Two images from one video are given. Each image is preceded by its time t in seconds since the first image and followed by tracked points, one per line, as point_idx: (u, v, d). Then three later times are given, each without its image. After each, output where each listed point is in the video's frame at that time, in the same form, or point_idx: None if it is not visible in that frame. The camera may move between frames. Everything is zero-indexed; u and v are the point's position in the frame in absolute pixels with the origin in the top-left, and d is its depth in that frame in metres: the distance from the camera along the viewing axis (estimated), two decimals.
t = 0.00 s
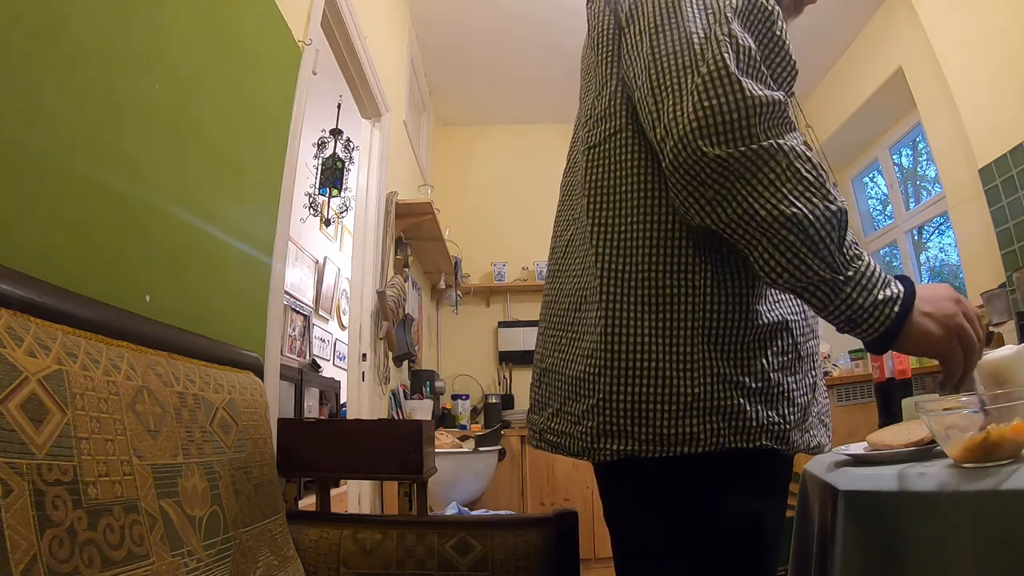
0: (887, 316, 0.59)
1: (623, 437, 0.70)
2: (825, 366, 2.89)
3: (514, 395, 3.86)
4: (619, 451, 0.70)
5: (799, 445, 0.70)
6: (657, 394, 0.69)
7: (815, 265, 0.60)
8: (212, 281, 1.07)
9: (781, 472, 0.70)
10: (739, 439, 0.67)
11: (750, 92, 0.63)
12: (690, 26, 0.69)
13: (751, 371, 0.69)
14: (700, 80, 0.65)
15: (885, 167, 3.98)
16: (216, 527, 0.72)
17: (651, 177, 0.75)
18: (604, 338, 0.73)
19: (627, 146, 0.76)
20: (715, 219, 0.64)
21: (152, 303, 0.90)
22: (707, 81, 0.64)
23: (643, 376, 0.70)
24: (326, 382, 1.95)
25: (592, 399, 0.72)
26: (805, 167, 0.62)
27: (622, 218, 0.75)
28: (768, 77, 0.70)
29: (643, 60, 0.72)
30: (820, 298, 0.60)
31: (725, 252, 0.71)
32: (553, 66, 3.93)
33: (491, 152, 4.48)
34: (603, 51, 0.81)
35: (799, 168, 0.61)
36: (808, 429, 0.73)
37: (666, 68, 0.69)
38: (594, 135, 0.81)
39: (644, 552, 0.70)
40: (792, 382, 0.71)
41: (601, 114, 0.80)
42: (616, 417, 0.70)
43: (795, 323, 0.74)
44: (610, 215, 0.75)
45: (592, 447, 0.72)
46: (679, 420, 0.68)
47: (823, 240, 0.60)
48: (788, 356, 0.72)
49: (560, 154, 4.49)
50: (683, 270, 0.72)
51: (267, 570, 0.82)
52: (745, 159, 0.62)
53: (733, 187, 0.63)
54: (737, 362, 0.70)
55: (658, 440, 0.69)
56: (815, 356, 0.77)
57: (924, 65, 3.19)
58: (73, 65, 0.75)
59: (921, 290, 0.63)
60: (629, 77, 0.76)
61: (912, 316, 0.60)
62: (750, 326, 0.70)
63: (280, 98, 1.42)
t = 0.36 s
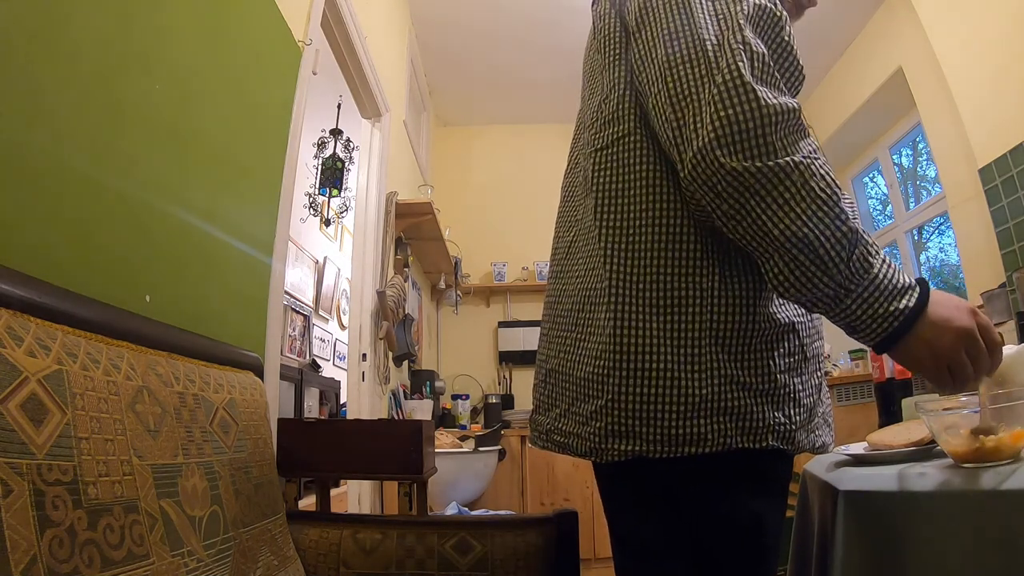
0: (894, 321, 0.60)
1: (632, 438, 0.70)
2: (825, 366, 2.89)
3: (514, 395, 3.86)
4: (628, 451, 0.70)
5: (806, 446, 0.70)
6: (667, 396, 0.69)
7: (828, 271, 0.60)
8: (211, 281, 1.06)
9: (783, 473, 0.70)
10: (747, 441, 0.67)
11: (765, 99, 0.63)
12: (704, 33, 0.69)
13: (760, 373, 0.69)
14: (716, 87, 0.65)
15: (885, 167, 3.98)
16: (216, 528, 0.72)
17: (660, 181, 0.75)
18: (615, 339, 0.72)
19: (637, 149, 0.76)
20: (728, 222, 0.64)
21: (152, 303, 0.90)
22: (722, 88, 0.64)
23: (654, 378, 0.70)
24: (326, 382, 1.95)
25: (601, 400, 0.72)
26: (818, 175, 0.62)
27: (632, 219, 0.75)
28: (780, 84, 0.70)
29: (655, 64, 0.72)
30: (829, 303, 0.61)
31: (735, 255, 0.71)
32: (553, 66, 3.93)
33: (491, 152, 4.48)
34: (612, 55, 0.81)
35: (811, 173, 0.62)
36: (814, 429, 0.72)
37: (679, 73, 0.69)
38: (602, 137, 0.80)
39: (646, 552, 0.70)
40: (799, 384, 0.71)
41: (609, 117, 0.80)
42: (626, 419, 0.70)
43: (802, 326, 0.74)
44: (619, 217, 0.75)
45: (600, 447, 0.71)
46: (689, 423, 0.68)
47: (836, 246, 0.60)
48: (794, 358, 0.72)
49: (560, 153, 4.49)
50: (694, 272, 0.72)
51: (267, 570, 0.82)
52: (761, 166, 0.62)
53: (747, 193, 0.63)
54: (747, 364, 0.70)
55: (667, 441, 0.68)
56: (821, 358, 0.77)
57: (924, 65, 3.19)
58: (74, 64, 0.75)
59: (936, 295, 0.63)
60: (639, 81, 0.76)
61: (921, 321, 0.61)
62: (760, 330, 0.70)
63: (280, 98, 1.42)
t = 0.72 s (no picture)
0: (887, 308, 0.60)
1: (630, 437, 0.70)
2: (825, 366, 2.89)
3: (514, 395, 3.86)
4: (626, 450, 0.70)
5: (802, 445, 0.70)
6: (665, 394, 0.69)
7: (824, 266, 0.60)
8: (211, 280, 1.07)
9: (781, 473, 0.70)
10: (744, 439, 0.67)
11: (760, 96, 0.63)
12: (700, 31, 0.70)
13: (757, 371, 0.70)
14: (711, 85, 0.65)
15: (885, 167, 3.97)
16: (215, 528, 0.72)
17: (657, 181, 0.75)
18: (613, 338, 0.72)
19: (633, 149, 0.77)
20: (724, 220, 0.64)
21: (153, 303, 0.90)
22: (717, 86, 0.65)
23: (650, 376, 0.70)
24: (326, 382, 1.95)
25: (599, 399, 0.72)
26: (813, 172, 0.62)
27: (630, 218, 0.75)
28: (775, 82, 0.70)
29: (651, 63, 0.72)
30: (823, 295, 0.61)
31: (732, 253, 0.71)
32: (553, 66, 3.93)
33: (490, 152, 4.48)
34: (611, 54, 0.81)
35: (806, 171, 0.62)
36: (810, 429, 0.73)
37: (674, 72, 0.69)
38: (600, 136, 0.80)
39: (647, 551, 0.70)
40: (796, 382, 0.71)
41: (608, 115, 0.80)
42: (623, 418, 0.70)
43: (799, 323, 0.74)
44: (617, 216, 0.75)
45: (598, 446, 0.71)
46: (686, 421, 0.68)
47: (831, 242, 0.60)
48: (792, 356, 0.72)
49: (560, 153, 4.49)
50: (691, 270, 0.72)
51: (268, 570, 0.82)
52: (756, 162, 0.62)
53: (743, 190, 0.63)
54: (744, 362, 0.70)
55: (665, 439, 0.68)
56: (818, 357, 0.77)
57: (924, 65, 3.19)
58: (74, 64, 0.75)
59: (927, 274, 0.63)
60: (637, 79, 0.76)
61: (914, 307, 0.61)
62: (757, 329, 0.70)
63: (280, 98, 1.42)
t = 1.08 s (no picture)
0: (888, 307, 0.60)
1: (628, 436, 0.70)
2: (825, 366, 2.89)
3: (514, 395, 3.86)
4: (624, 450, 0.70)
5: (801, 445, 0.70)
6: (662, 393, 0.69)
7: (820, 265, 0.60)
8: (211, 280, 1.07)
9: (781, 474, 0.70)
10: (742, 438, 0.68)
11: (754, 96, 0.63)
12: (695, 32, 0.70)
13: (755, 370, 0.69)
14: (706, 85, 0.65)
15: (885, 167, 3.97)
16: (216, 527, 0.72)
17: (655, 180, 0.75)
18: (611, 338, 0.72)
19: (631, 150, 0.77)
20: (721, 220, 0.64)
21: (153, 303, 0.90)
22: (712, 87, 0.65)
23: (647, 375, 0.70)
24: (326, 382, 1.95)
25: (596, 398, 0.72)
26: (809, 171, 0.61)
27: (628, 218, 0.75)
28: (772, 82, 0.69)
29: (648, 64, 0.72)
30: (822, 294, 0.61)
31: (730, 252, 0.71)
32: (553, 66, 3.93)
33: (490, 152, 4.48)
34: (609, 54, 0.81)
35: (803, 170, 0.61)
36: (809, 429, 0.73)
37: (670, 72, 0.69)
38: (598, 137, 0.80)
39: (647, 549, 0.70)
40: (795, 381, 0.71)
41: (606, 115, 0.80)
42: (622, 417, 0.70)
43: (798, 322, 0.74)
44: (615, 216, 0.75)
45: (597, 446, 0.72)
46: (683, 420, 0.68)
47: (828, 241, 0.60)
48: (791, 356, 0.72)
49: (560, 153, 4.49)
50: (689, 270, 0.72)
51: (267, 570, 0.82)
52: (750, 162, 0.62)
53: (738, 190, 0.63)
54: (742, 362, 0.70)
55: (663, 439, 0.68)
56: (817, 357, 0.77)
57: (924, 64, 3.19)
58: (74, 65, 0.75)
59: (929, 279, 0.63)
60: (635, 80, 0.76)
61: (914, 307, 0.61)
62: (754, 328, 0.70)
63: (280, 98, 1.42)
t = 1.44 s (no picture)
0: (896, 311, 0.60)
1: (632, 437, 0.70)
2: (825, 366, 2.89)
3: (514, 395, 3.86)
4: (629, 451, 0.70)
5: (805, 447, 0.70)
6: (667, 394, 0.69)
7: (828, 268, 0.60)
8: (211, 280, 1.06)
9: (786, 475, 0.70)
10: (746, 440, 0.67)
11: (761, 99, 0.63)
12: (701, 34, 0.69)
13: (760, 371, 0.69)
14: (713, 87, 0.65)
15: (885, 167, 3.97)
16: (216, 527, 0.72)
17: (660, 181, 0.75)
18: (616, 339, 0.72)
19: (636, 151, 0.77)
20: (727, 222, 0.64)
21: (153, 303, 0.90)
22: (719, 89, 0.65)
23: (653, 376, 0.70)
24: (326, 382, 1.95)
25: (601, 399, 0.72)
26: (816, 174, 0.61)
27: (633, 218, 0.75)
28: (778, 84, 0.69)
29: (654, 64, 0.72)
30: (828, 299, 0.60)
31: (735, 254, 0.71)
32: (553, 66, 3.93)
33: (490, 152, 4.48)
34: (614, 55, 0.81)
35: (809, 173, 0.61)
36: (813, 430, 0.72)
37: (676, 74, 0.69)
38: (602, 137, 0.80)
39: (648, 550, 0.70)
40: (799, 383, 0.71)
41: (610, 115, 0.80)
42: (626, 418, 0.70)
43: (802, 324, 0.74)
44: (620, 217, 0.75)
45: (601, 447, 0.71)
46: (688, 421, 0.68)
47: (834, 243, 0.60)
48: (795, 357, 0.72)
49: (560, 153, 4.49)
50: (694, 271, 0.72)
51: (267, 570, 0.82)
52: (757, 164, 0.62)
53: (744, 192, 0.63)
54: (746, 363, 0.70)
55: (667, 440, 0.68)
56: (821, 357, 0.77)
57: (924, 64, 3.19)
58: (75, 65, 0.75)
59: (938, 287, 0.63)
60: (640, 81, 0.76)
61: (923, 313, 0.60)
62: (759, 330, 0.70)
63: (280, 98, 1.41)
